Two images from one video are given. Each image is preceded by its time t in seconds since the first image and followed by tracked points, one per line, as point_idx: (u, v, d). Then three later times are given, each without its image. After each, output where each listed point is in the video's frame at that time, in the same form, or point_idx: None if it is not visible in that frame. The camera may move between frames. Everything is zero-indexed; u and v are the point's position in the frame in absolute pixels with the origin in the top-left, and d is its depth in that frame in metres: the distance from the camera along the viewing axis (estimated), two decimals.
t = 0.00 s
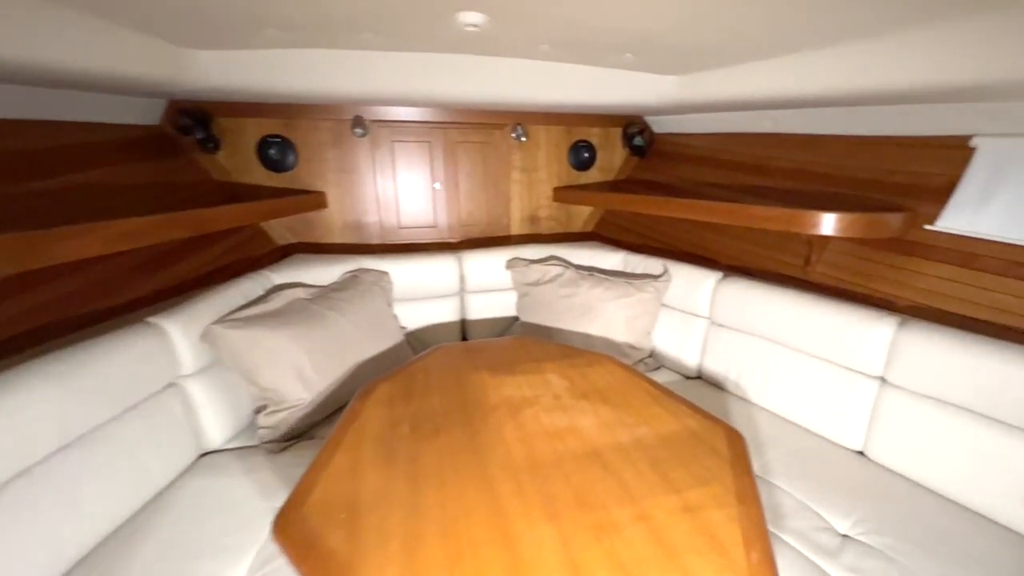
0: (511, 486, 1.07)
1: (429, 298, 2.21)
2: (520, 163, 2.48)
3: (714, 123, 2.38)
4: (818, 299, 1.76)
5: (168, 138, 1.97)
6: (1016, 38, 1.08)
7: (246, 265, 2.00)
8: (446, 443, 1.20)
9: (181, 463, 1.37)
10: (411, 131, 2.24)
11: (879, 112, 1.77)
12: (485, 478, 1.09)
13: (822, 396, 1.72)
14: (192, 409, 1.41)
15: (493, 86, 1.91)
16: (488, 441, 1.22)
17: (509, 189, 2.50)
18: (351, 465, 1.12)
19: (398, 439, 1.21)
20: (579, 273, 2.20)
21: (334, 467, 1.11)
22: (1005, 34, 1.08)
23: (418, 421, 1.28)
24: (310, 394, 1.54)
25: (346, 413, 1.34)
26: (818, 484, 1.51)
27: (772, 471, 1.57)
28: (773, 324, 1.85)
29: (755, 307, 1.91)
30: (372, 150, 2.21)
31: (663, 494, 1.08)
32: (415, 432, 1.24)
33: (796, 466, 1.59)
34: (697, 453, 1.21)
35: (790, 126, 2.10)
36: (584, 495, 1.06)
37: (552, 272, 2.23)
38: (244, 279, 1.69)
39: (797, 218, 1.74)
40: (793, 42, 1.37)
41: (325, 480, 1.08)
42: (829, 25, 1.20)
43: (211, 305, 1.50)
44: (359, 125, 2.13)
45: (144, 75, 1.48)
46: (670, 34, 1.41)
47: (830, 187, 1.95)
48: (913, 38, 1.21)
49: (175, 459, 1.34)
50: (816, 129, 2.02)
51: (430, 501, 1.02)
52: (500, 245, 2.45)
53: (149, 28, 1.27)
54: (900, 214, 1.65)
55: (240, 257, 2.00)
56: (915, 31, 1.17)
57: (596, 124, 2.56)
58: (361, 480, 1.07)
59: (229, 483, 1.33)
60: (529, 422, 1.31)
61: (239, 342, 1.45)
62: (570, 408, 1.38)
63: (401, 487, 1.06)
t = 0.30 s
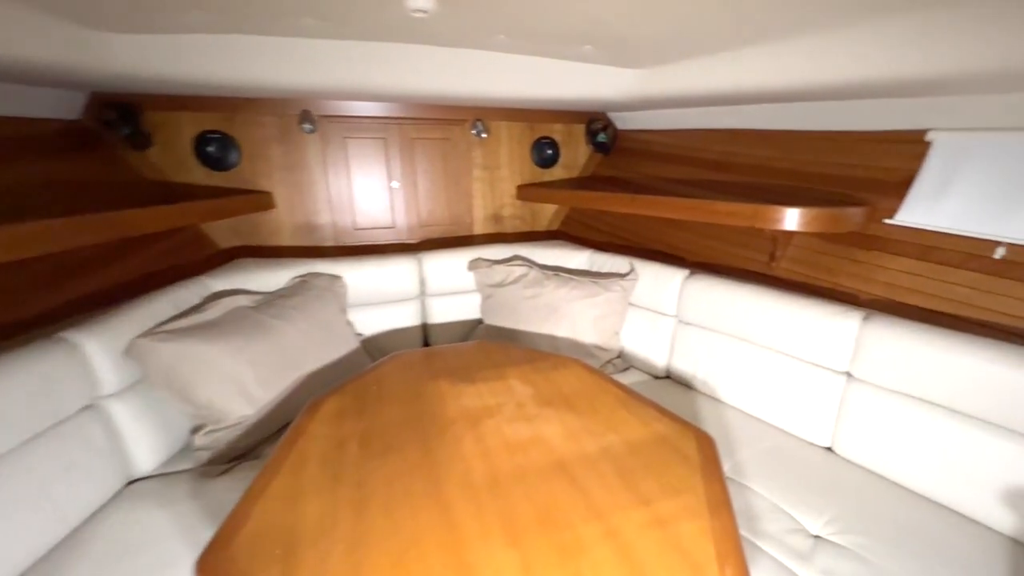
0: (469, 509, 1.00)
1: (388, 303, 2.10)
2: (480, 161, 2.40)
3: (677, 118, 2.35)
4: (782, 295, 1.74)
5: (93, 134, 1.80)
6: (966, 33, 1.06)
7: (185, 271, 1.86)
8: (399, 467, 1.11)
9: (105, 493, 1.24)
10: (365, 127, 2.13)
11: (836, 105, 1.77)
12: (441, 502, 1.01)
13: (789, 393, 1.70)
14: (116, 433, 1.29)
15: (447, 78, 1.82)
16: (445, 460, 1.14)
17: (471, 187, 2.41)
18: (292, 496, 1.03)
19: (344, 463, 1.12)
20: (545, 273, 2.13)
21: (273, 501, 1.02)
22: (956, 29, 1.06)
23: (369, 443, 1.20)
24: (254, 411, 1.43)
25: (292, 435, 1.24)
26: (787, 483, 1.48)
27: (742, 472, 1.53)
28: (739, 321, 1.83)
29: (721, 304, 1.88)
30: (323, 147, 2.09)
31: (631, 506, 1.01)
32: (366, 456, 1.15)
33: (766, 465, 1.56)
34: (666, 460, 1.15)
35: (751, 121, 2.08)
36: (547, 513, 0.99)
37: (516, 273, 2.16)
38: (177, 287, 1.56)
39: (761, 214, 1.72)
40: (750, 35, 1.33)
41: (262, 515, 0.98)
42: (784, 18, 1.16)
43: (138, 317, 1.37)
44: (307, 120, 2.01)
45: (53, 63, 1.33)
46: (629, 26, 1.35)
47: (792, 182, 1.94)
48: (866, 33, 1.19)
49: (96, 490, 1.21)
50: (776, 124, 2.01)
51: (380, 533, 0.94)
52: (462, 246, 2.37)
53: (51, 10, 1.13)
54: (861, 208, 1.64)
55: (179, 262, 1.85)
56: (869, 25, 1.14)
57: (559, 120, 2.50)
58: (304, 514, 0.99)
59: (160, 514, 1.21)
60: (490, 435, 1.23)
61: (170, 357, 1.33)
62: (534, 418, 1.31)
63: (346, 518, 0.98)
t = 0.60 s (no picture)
0: (428, 540, 0.92)
1: (344, 311, 1.99)
2: (440, 161, 2.32)
3: (639, 117, 2.33)
4: (748, 294, 1.73)
5: None
6: (922, 36, 1.06)
7: (112, 283, 1.70)
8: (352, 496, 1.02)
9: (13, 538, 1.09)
10: (314, 126, 2.01)
11: (795, 104, 1.77)
12: (398, 534, 0.93)
13: (756, 393, 1.68)
14: (26, 470, 1.15)
15: (401, 74, 1.73)
16: (403, 484, 1.06)
17: (430, 188, 2.32)
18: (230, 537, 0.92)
19: (289, 496, 1.03)
20: (508, 276, 2.07)
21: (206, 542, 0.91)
22: (912, 32, 1.05)
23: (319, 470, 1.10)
24: (191, 436, 1.31)
25: (233, 462, 1.13)
26: (757, 485, 1.46)
27: (713, 476, 1.51)
28: (706, 322, 1.80)
29: (688, 305, 1.86)
30: (269, 147, 1.96)
31: (601, 527, 0.96)
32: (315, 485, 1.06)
33: (736, 467, 1.54)
34: (637, 472, 1.10)
35: (712, 120, 2.08)
36: (513, 540, 0.93)
37: (479, 277, 2.09)
38: (99, 302, 1.42)
39: (725, 213, 1.70)
40: (708, 35, 1.30)
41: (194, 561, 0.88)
42: (743, 17, 1.13)
43: (50, 338, 1.23)
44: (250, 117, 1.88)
45: None
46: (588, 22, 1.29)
47: (753, 180, 1.93)
48: (825, 34, 1.17)
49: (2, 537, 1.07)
50: (737, 123, 2.01)
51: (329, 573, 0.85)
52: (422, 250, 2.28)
53: None
54: (822, 206, 1.64)
55: (105, 274, 1.70)
56: (826, 26, 1.12)
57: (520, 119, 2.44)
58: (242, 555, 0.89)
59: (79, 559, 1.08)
60: (451, 453, 1.15)
61: (89, 380, 1.19)
62: (498, 432, 1.24)
63: (290, 560, 0.88)
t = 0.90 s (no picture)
0: (383, 569, 0.85)
1: (294, 319, 1.89)
2: (395, 160, 2.23)
3: (599, 115, 2.31)
4: (713, 292, 1.72)
5: None
6: (875, 36, 1.06)
7: (27, 294, 1.55)
8: (299, 524, 0.93)
9: None
10: (257, 122, 1.89)
11: (750, 103, 1.79)
12: (350, 565, 0.85)
13: (722, 391, 1.68)
14: None
15: (352, 68, 1.64)
16: (356, 508, 0.98)
17: (385, 189, 2.23)
18: None
19: (229, 529, 0.93)
20: (469, 279, 2.01)
21: None
22: (866, 32, 1.06)
23: (263, 497, 1.00)
24: (118, 465, 1.19)
25: (162, 493, 1.02)
26: (724, 484, 1.45)
27: (680, 477, 1.48)
28: (671, 321, 1.79)
29: (652, 305, 1.84)
30: (207, 145, 1.83)
31: (570, 542, 0.91)
32: (258, 514, 0.96)
33: (704, 466, 1.52)
34: (607, 480, 1.06)
35: (672, 118, 2.08)
36: (476, 563, 0.86)
37: (439, 279, 2.02)
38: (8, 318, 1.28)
39: (688, 212, 1.68)
40: (666, 32, 1.28)
41: None
42: (703, 15, 1.11)
43: None
44: (184, 113, 1.75)
45: None
46: (544, 16, 1.24)
47: (713, 178, 1.94)
48: (781, 33, 1.16)
49: None
50: (695, 122, 2.01)
51: None
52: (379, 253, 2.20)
53: None
54: (780, 203, 1.65)
55: (17, 284, 1.53)
56: (782, 25, 1.11)
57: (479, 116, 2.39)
58: None
59: None
60: (410, 470, 1.08)
61: None
62: (460, 444, 1.17)
63: None
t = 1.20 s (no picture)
0: None
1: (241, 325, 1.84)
2: (348, 156, 2.20)
3: (558, 112, 2.30)
4: (674, 286, 1.73)
5: None
6: (815, 32, 1.08)
7: None
8: (240, 544, 0.87)
9: None
10: (195, 117, 1.84)
11: (703, 97, 1.81)
12: None
13: (685, 384, 1.68)
14: None
15: (298, 62, 1.56)
16: (304, 523, 0.92)
17: (338, 188, 2.20)
18: None
19: (160, 554, 0.85)
20: (428, 279, 1.99)
21: None
22: (807, 27, 1.07)
23: (202, 517, 0.93)
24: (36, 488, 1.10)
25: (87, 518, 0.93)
26: (688, 476, 1.45)
27: (645, 472, 1.47)
28: (634, 317, 1.79)
29: (614, 300, 1.83)
30: (140, 141, 1.77)
31: (531, 547, 0.87)
32: (194, 536, 0.89)
33: (669, 461, 1.51)
34: (570, 481, 1.03)
35: (630, 114, 2.08)
36: None
37: (397, 280, 1.99)
38: None
39: (647, 207, 1.68)
40: (615, 28, 1.27)
41: None
42: (650, 12, 1.10)
43: None
44: (110, 107, 1.68)
45: None
46: (492, 10, 1.20)
47: (670, 173, 1.95)
48: (726, 30, 1.17)
49: None
50: (651, 117, 2.02)
51: None
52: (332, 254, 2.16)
53: None
54: (737, 197, 1.66)
55: None
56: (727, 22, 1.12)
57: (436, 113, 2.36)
58: None
59: None
60: (364, 480, 1.03)
61: None
62: (418, 450, 1.12)
63: None
